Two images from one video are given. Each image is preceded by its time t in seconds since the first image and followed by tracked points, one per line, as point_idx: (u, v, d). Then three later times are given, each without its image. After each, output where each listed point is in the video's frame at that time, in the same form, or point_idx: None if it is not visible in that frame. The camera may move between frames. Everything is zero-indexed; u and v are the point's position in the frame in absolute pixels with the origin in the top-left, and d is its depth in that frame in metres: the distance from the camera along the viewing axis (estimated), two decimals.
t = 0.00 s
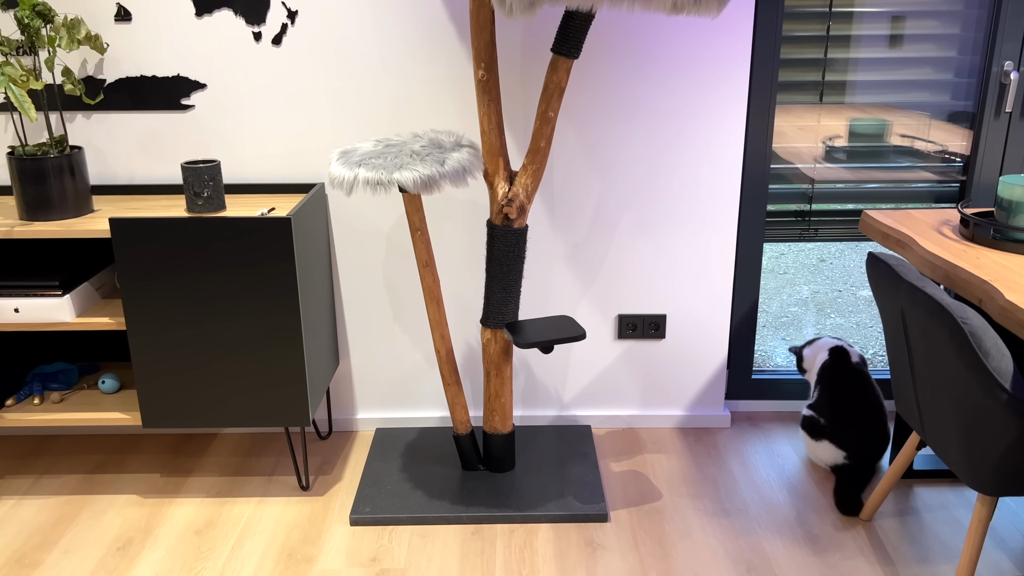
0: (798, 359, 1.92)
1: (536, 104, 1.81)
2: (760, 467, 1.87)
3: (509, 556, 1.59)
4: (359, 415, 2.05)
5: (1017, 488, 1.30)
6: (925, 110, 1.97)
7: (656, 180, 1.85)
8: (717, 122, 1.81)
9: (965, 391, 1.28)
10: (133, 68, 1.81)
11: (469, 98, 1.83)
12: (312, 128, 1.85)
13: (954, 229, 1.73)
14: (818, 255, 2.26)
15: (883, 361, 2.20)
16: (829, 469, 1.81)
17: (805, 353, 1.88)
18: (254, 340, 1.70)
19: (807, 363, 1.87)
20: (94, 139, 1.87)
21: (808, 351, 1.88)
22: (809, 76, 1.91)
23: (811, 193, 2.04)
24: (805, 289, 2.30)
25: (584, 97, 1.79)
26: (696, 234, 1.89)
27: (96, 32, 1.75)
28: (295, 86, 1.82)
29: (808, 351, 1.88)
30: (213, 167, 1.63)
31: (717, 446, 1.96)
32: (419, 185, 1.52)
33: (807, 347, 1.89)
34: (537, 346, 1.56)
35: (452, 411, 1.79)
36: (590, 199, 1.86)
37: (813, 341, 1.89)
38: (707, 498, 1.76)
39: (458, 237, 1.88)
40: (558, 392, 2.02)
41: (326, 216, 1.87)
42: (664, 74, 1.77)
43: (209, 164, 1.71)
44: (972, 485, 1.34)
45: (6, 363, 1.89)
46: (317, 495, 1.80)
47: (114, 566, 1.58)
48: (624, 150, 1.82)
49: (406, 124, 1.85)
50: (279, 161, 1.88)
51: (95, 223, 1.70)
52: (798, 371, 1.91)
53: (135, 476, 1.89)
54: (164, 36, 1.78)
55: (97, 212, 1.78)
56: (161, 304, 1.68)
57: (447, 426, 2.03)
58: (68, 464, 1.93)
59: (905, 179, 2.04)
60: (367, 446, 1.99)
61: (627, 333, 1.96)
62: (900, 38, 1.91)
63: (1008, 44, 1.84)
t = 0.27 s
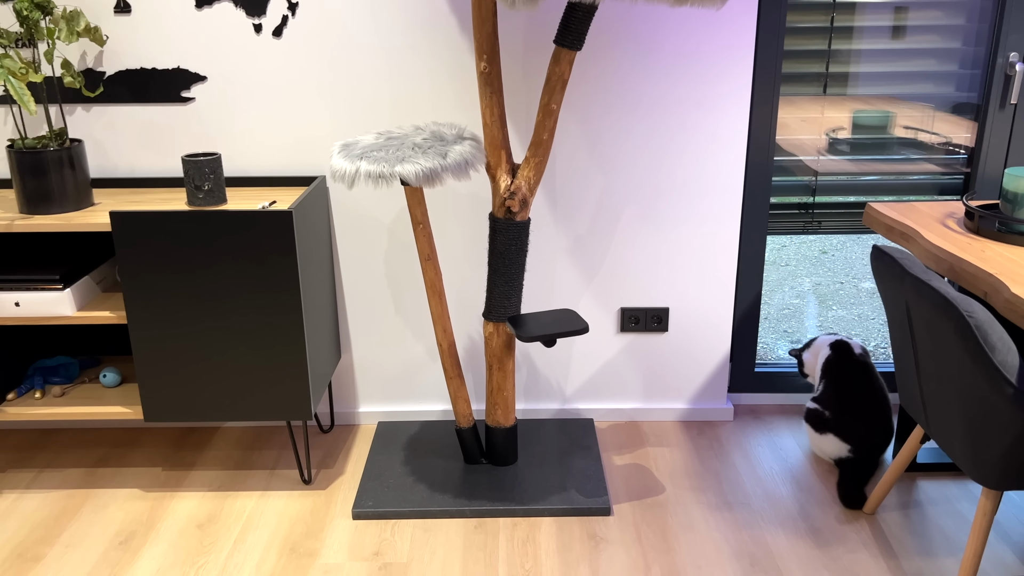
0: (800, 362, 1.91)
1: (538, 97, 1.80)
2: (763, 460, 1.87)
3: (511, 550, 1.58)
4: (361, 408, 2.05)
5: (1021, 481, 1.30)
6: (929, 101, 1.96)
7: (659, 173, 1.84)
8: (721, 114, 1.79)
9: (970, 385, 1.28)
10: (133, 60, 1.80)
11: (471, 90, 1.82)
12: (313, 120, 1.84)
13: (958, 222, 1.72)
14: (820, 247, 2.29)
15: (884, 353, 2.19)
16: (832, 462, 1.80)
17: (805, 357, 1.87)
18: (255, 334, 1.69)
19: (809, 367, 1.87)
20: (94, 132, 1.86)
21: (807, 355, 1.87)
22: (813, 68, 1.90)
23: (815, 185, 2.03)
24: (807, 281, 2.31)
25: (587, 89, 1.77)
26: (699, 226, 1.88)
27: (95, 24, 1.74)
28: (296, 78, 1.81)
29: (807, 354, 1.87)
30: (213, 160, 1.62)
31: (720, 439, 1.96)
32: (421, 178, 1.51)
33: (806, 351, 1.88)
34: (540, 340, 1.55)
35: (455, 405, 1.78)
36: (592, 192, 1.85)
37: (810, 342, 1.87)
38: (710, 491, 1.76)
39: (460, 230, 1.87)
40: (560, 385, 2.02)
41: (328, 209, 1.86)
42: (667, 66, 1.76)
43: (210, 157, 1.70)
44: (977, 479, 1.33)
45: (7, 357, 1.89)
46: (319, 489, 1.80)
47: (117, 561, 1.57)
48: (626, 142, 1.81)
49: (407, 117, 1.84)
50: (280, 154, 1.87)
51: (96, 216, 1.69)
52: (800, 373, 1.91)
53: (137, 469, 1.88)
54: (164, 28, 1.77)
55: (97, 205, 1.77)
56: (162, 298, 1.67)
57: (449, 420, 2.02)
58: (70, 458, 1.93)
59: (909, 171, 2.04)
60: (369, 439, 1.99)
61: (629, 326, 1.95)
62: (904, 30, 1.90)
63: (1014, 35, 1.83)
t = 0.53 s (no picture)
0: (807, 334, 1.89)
1: (542, 83, 1.78)
2: (767, 449, 1.86)
3: (515, 539, 1.58)
4: (364, 397, 2.04)
5: None
6: (936, 87, 1.94)
7: (663, 160, 1.82)
8: (726, 100, 1.77)
9: (978, 374, 1.27)
10: (132, 46, 1.78)
11: (474, 77, 1.80)
12: (314, 107, 1.82)
13: (966, 209, 1.70)
14: (823, 235, 2.26)
15: (887, 341, 2.17)
16: (838, 451, 1.79)
17: (815, 329, 1.85)
18: (257, 323, 1.68)
19: (818, 340, 1.85)
20: (93, 119, 1.84)
21: (818, 327, 1.85)
22: (818, 53, 1.87)
23: (820, 172, 2.01)
24: (809, 268, 2.29)
25: (590, 75, 1.75)
26: (704, 213, 1.86)
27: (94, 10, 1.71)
28: (297, 64, 1.79)
29: (817, 325, 1.85)
30: (213, 148, 1.61)
31: (724, 428, 1.95)
32: (423, 165, 1.49)
33: (816, 322, 1.85)
34: (544, 329, 1.54)
35: (458, 393, 1.77)
36: (596, 179, 1.83)
37: (825, 317, 1.85)
38: (714, 480, 1.75)
39: (463, 217, 1.86)
40: (564, 374, 2.01)
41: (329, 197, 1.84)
42: (672, 51, 1.74)
43: (210, 144, 1.68)
44: (985, 468, 1.32)
45: (8, 346, 1.88)
46: (322, 478, 1.79)
47: (120, 550, 1.57)
48: (631, 128, 1.79)
49: (409, 103, 1.82)
50: (281, 141, 1.85)
51: (95, 204, 1.67)
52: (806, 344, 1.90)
53: (139, 458, 1.88)
54: (163, 13, 1.75)
55: (96, 192, 1.75)
56: (163, 287, 1.66)
57: (452, 409, 2.01)
58: (72, 447, 1.92)
59: (915, 158, 2.01)
60: (372, 428, 1.99)
61: (633, 314, 1.94)
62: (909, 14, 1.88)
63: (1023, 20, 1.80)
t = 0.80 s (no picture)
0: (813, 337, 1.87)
1: (548, 65, 1.74)
2: (776, 437, 1.84)
3: (521, 527, 1.56)
4: (368, 384, 2.02)
5: None
6: (949, 70, 1.90)
7: (672, 143, 1.79)
8: (736, 82, 1.74)
9: (994, 362, 1.24)
10: (131, 28, 1.74)
11: (479, 58, 1.76)
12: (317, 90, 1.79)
13: (981, 193, 1.66)
14: (828, 220, 2.22)
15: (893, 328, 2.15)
16: (847, 439, 1.77)
17: (820, 333, 1.83)
18: (259, 309, 1.66)
19: (825, 343, 1.83)
20: (92, 102, 1.81)
21: (822, 330, 1.83)
22: (828, 34, 1.84)
23: (830, 156, 1.97)
24: (815, 253, 2.24)
25: (597, 56, 1.72)
26: (713, 197, 1.83)
27: None
28: (298, 46, 1.76)
29: (822, 328, 1.83)
30: (214, 131, 1.58)
31: (732, 415, 1.93)
32: (428, 149, 1.46)
33: (821, 326, 1.83)
34: (550, 316, 1.51)
35: (463, 380, 1.75)
36: (603, 163, 1.80)
37: (825, 317, 1.83)
38: (723, 468, 1.73)
39: (468, 202, 1.83)
40: (569, 360, 1.98)
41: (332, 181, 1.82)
42: (681, 32, 1.70)
43: (211, 128, 1.65)
44: (999, 457, 1.30)
45: (8, 332, 1.86)
46: (326, 466, 1.78)
47: (122, 538, 1.56)
48: (638, 111, 1.76)
49: (413, 86, 1.79)
50: (283, 124, 1.82)
51: (95, 189, 1.65)
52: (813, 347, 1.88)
53: (142, 446, 1.86)
54: None
55: (97, 177, 1.73)
56: (164, 273, 1.64)
57: (457, 396, 2.00)
58: (75, 434, 1.91)
59: (927, 142, 1.98)
60: (376, 415, 1.97)
61: (640, 301, 1.91)
62: None
63: None
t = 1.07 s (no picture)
0: (822, 307, 1.84)
1: (553, 45, 1.70)
2: (784, 424, 1.81)
3: (525, 517, 1.54)
4: (369, 370, 1.99)
5: None
6: (962, 51, 1.86)
7: (680, 125, 1.74)
8: (746, 62, 1.69)
9: (1012, 350, 1.20)
10: (125, 7, 1.70)
11: (483, 38, 1.71)
12: (316, 70, 1.74)
13: (999, 176, 1.61)
14: (835, 204, 2.14)
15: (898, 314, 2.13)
16: (857, 427, 1.74)
17: (833, 301, 1.80)
18: (258, 295, 1.62)
19: (836, 314, 1.80)
20: (86, 83, 1.77)
21: (836, 300, 1.80)
22: (842, 13, 1.78)
23: (842, 138, 1.92)
24: (821, 238, 2.16)
25: (603, 35, 1.67)
26: (721, 181, 1.79)
27: None
28: (297, 26, 1.71)
29: (836, 299, 1.80)
30: (211, 114, 1.55)
31: (739, 402, 1.90)
32: (430, 131, 1.42)
33: (835, 296, 1.80)
34: (555, 302, 1.48)
35: (466, 367, 1.72)
36: (609, 145, 1.76)
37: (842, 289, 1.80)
38: (730, 457, 1.70)
39: (471, 186, 1.79)
40: (574, 346, 1.95)
41: (332, 164, 1.77)
42: (690, 10, 1.65)
43: (207, 109, 1.61)
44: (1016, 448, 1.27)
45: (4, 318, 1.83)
46: (327, 454, 1.75)
47: (121, 527, 1.54)
48: (646, 92, 1.71)
49: (415, 67, 1.74)
50: (282, 106, 1.77)
51: (90, 172, 1.61)
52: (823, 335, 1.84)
53: (141, 433, 1.84)
54: None
55: (92, 159, 1.69)
56: (161, 258, 1.60)
57: (460, 382, 1.97)
58: (73, 421, 1.88)
59: (940, 124, 1.93)
60: (378, 402, 1.94)
61: (646, 287, 1.88)
62: None
63: None
